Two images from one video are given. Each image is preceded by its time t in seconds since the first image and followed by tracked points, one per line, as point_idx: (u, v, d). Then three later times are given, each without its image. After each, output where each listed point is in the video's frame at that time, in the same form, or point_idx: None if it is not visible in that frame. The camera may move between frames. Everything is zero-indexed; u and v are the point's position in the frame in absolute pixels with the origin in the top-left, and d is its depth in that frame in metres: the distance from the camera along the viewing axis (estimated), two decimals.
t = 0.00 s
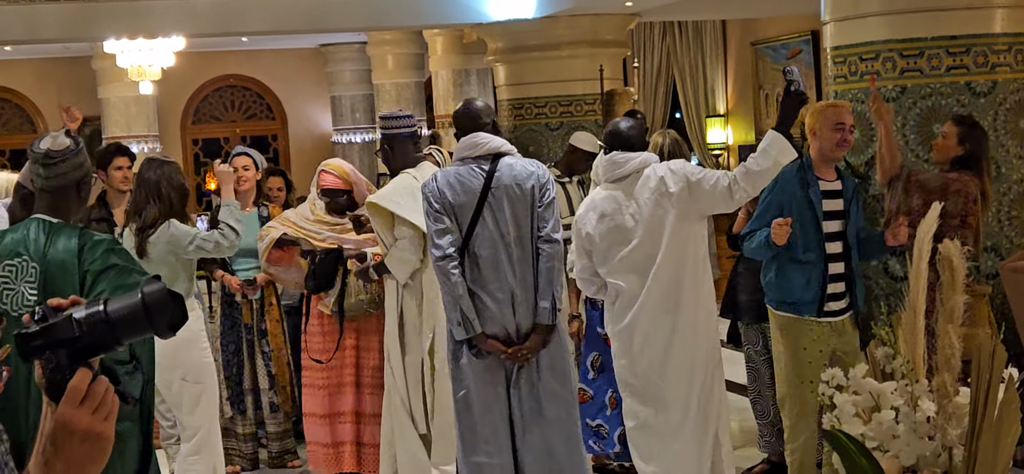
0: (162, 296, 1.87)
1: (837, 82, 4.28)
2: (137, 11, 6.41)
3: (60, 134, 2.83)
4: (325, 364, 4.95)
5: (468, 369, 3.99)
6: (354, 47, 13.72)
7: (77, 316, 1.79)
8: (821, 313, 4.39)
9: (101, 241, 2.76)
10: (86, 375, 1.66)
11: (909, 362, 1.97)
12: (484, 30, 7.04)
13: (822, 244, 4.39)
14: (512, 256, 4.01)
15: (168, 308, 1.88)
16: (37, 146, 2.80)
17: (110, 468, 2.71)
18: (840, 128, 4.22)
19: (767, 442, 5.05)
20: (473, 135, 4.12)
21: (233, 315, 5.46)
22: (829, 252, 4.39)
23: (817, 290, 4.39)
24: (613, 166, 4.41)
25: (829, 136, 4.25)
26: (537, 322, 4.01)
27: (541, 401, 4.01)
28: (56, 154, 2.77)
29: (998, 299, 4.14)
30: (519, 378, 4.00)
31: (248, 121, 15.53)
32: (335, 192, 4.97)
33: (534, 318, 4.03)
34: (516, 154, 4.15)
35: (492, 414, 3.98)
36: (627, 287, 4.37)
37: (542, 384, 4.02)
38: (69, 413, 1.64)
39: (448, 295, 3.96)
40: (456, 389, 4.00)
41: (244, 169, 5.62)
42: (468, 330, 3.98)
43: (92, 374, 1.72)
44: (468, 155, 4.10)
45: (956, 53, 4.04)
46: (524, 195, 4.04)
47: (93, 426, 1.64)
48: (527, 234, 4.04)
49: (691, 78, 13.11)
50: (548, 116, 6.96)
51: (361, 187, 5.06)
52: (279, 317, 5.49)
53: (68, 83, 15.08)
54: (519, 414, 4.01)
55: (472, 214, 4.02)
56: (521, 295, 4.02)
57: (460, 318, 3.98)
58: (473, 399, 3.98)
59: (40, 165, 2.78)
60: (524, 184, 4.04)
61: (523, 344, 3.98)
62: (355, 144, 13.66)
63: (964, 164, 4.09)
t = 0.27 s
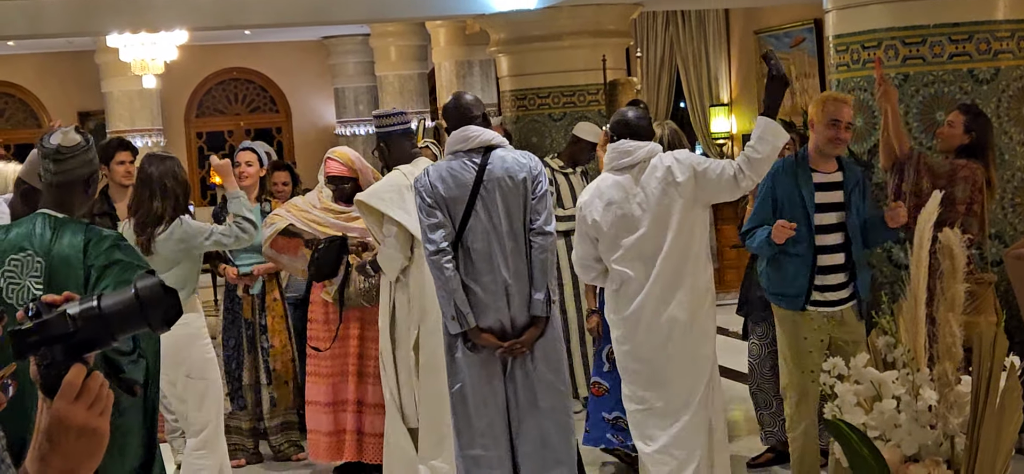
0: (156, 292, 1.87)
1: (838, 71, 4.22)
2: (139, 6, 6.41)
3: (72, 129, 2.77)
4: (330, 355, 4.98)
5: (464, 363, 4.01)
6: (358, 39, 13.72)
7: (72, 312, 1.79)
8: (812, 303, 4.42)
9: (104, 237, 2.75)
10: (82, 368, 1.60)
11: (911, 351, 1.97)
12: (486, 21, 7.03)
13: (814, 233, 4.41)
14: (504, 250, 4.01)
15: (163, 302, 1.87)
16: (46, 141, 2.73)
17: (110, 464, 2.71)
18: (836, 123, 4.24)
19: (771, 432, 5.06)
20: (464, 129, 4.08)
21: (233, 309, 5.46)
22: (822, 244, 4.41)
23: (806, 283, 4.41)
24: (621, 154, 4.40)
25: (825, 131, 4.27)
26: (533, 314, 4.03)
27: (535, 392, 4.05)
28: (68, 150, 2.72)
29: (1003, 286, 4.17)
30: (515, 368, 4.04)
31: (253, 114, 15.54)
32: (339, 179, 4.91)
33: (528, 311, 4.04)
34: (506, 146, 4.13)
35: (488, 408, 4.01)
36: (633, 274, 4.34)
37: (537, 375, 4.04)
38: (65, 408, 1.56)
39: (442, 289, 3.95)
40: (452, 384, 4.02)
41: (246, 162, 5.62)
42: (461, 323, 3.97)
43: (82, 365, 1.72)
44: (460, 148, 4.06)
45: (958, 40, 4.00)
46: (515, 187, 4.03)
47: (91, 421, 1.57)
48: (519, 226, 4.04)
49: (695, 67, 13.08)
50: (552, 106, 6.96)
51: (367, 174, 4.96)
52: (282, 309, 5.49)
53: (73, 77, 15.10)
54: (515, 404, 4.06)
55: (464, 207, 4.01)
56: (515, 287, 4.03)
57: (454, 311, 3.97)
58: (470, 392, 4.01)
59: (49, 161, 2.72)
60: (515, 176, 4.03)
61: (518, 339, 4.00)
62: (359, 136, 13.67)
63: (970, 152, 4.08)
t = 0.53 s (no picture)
0: (146, 291, 1.83)
1: (844, 62, 4.27)
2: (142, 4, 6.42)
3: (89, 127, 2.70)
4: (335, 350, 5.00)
5: (465, 361, 4.01)
6: (361, 33, 13.71)
7: (63, 313, 1.75)
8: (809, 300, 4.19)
9: (125, 239, 2.63)
10: (74, 369, 1.60)
11: (915, 345, 1.96)
12: (489, 15, 7.02)
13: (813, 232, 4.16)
14: (503, 247, 4.00)
15: (155, 302, 1.84)
16: (66, 139, 2.66)
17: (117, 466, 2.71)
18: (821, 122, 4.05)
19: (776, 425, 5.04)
20: (460, 125, 4.06)
21: (241, 304, 5.50)
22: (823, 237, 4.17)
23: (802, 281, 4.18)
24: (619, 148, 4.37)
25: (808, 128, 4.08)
26: (534, 311, 4.02)
27: (535, 389, 4.04)
28: (86, 149, 2.65)
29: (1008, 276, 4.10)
30: (516, 366, 4.03)
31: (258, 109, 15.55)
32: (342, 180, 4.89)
33: (528, 308, 4.03)
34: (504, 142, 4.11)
35: (488, 408, 4.02)
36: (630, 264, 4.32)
37: (538, 373, 4.03)
38: (56, 409, 1.57)
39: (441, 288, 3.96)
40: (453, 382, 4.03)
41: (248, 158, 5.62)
42: (461, 321, 3.98)
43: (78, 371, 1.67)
44: (456, 145, 4.05)
45: (962, 31, 4.01)
46: (512, 184, 4.02)
47: (83, 423, 1.57)
48: (517, 223, 4.03)
49: (699, 59, 13.04)
50: (556, 99, 6.95)
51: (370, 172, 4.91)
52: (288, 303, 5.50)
53: (79, 74, 15.13)
54: (516, 402, 4.05)
55: (462, 204, 4.01)
56: (515, 284, 4.01)
57: (454, 309, 3.98)
58: (471, 391, 4.01)
59: (68, 159, 2.65)
60: (512, 172, 4.02)
61: (518, 335, 4.00)
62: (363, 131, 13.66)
63: (975, 142, 4.02)
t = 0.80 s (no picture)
0: (144, 293, 1.80)
1: (852, 57, 4.24)
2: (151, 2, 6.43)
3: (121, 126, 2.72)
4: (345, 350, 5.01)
5: (475, 356, 3.99)
6: (370, 30, 13.71)
7: (57, 315, 1.73)
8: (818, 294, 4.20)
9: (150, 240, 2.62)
10: (68, 372, 1.55)
11: (927, 341, 1.94)
12: (497, 12, 7.00)
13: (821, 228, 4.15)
14: (515, 242, 3.99)
15: (150, 303, 1.81)
16: (96, 138, 2.67)
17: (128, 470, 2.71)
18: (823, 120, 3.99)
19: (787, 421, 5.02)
20: (472, 121, 4.07)
21: (250, 305, 5.47)
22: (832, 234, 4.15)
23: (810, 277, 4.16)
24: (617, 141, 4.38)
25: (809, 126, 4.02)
26: (544, 307, 4.01)
27: (543, 386, 4.02)
28: (117, 149, 2.66)
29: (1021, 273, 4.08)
30: (525, 361, 4.01)
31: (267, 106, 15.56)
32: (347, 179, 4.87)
33: (539, 304, 4.02)
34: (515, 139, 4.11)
35: (497, 404, 4.00)
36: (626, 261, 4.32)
37: (546, 369, 4.02)
38: (51, 413, 1.52)
39: (451, 283, 3.94)
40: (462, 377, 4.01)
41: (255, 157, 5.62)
42: (472, 315, 3.95)
43: (73, 370, 1.65)
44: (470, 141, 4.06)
45: (972, 25, 3.99)
46: (524, 180, 4.01)
47: (79, 427, 1.53)
48: (530, 219, 4.02)
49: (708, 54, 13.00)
50: (564, 95, 6.93)
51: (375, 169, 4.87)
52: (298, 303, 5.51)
53: (89, 73, 15.17)
54: (524, 397, 4.03)
55: (475, 199, 3.99)
56: (526, 280, 4.00)
57: (464, 303, 3.95)
58: (480, 385, 4.00)
59: (99, 158, 2.65)
60: (525, 167, 4.01)
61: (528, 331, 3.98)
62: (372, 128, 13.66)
63: (984, 141, 3.99)
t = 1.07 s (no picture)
0: (150, 296, 1.80)
1: (869, 57, 4.22)
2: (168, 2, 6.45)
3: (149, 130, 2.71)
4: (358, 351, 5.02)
5: (500, 352, 3.96)
6: (384, 30, 13.72)
7: (62, 318, 1.72)
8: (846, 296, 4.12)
9: (173, 240, 2.60)
10: (75, 375, 1.54)
11: (945, 345, 1.92)
12: (512, 12, 6.99)
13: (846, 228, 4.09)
14: (543, 240, 3.97)
15: (158, 305, 1.80)
16: (124, 139, 2.67)
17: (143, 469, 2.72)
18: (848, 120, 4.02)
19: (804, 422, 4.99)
20: (504, 119, 4.05)
21: (268, 302, 5.49)
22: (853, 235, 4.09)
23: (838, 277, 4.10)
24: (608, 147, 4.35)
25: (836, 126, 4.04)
26: (571, 307, 3.98)
27: (566, 385, 3.97)
28: (144, 153, 2.66)
29: None
30: (548, 361, 3.96)
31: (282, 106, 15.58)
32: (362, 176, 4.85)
33: (565, 303, 3.99)
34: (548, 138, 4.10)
35: (518, 402, 3.95)
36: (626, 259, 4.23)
37: (569, 369, 3.97)
38: (57, 415, 1.51)
39: (479, 276, 3.93)
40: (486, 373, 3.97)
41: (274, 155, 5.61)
42: (499, 310, 3.92)
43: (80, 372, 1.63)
44: (502, 138, 4.03)
45: (989, 25, 3.95)
46: (556, 179, 3.99)
47: (83, 430, 1.51)
48: (558, 219, 4.00)
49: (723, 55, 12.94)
50: (579, 95, 6.92)
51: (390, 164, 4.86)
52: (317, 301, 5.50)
53: (105, 72, 15.23)
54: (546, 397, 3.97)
55: (506, 196, 3.97)
56: (554, 278, 3.97)
57: (491, 298, 3.93)
58: (502, 382, 3.96)
59: (126, 160, 2.66)
60: (557, 168, 4.00)
61: (553, 329, 3.96)
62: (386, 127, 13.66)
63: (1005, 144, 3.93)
